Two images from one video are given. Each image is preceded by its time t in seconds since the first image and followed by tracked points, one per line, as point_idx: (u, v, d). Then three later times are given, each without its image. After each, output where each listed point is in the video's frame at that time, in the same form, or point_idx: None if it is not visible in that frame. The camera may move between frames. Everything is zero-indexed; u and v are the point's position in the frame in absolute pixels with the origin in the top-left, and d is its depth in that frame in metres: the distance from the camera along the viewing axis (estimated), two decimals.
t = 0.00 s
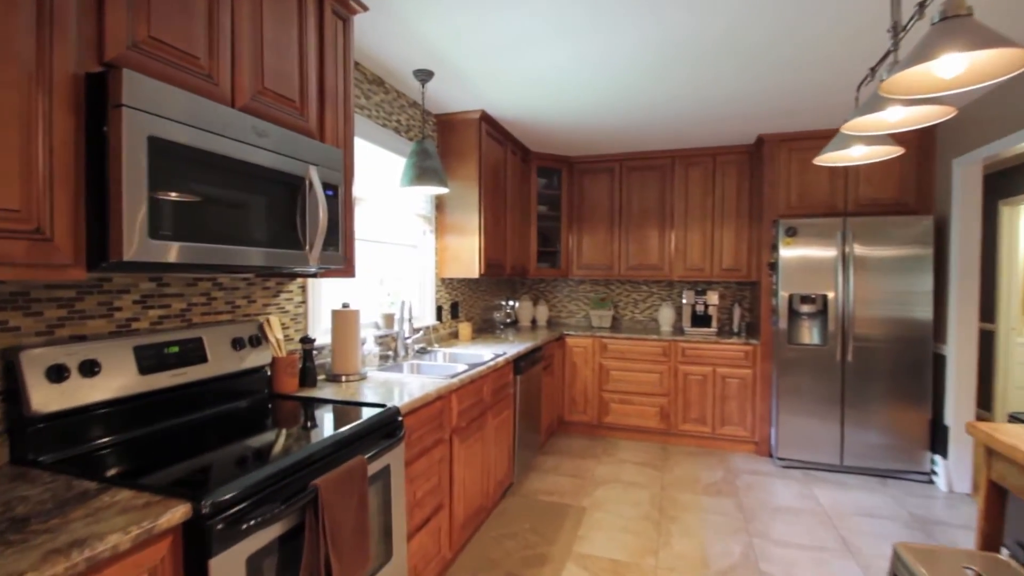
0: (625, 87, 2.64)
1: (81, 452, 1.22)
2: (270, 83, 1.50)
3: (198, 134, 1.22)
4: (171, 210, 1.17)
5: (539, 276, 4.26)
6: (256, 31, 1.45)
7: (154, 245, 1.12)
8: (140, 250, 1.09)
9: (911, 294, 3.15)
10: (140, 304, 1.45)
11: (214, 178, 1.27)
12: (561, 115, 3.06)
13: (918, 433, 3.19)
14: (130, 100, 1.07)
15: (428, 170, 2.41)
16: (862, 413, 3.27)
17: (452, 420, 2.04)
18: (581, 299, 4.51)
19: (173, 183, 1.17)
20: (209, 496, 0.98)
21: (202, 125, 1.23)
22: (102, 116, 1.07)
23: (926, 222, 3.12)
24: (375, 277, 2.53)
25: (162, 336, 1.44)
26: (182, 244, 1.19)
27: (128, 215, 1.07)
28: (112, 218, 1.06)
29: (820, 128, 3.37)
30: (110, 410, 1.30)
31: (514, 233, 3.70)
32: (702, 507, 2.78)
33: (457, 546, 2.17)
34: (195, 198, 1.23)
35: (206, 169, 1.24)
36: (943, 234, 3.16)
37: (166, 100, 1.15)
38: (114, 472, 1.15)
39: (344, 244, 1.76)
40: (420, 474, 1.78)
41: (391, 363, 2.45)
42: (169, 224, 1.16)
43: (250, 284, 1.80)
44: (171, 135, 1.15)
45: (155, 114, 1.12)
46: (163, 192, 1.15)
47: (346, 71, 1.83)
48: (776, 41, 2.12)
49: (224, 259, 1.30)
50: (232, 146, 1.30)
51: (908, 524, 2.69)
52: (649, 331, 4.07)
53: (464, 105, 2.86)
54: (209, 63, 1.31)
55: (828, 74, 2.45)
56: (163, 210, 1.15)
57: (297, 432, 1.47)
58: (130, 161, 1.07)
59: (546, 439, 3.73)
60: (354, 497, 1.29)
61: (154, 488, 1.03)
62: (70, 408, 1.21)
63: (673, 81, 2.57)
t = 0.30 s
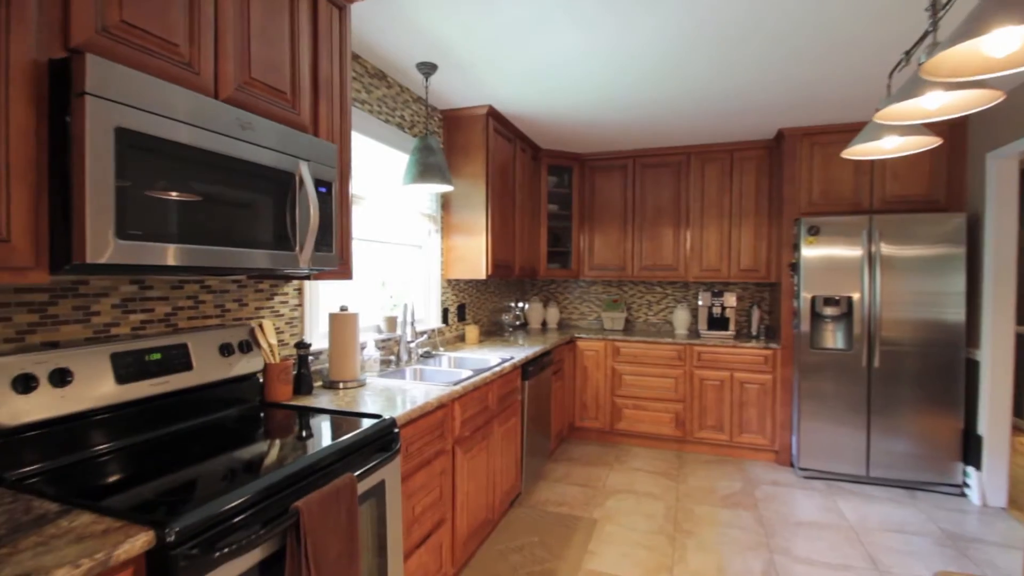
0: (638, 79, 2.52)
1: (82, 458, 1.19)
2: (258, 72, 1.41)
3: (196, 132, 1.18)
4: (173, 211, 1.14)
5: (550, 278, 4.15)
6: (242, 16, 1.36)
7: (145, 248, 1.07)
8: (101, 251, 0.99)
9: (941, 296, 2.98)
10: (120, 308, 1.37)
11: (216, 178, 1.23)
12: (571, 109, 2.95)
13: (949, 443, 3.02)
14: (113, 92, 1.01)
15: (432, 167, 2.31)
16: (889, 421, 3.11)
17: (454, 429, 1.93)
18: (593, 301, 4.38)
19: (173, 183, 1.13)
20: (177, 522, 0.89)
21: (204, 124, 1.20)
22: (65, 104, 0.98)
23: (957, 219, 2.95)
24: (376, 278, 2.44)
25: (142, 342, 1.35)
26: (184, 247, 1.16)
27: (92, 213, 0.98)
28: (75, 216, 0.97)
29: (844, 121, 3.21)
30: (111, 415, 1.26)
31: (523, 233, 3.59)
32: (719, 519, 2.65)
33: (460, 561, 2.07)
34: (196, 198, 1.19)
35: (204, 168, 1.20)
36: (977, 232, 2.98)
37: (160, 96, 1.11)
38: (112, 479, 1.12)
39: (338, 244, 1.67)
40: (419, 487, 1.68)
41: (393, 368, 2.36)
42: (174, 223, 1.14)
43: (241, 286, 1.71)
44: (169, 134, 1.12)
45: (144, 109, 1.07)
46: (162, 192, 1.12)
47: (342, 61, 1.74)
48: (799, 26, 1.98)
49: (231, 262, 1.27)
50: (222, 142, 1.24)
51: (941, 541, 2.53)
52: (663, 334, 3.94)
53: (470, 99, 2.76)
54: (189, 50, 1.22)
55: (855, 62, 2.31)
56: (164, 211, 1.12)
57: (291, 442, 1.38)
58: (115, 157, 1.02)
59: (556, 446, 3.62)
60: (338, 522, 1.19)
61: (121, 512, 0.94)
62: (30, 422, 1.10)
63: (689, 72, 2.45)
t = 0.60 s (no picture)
0: (648, 69, 2.40)
1: (72, 468, 1.15)
2: (236, 56, 1.29)
3: (191, 129, 1.12)
4: (168, 212, 1.09)
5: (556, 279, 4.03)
6: None
7: (136, 248, 1.01)
8: (46, 249, 0.87)
9: (969, 297, 2.83)
10: (85, 313, 1.25)
11: (209, 176, 1.17)
12: (577, 104, 2.82)
13: (978, 453, 2.86)
14: (80, 78, 0.93)
15: (431, 162, 2.19)
16: (914, 430, 2.95)
17: (452, 441, 1.80)
18: (601, 303, 4.25)
19: (165, 182, 1.08)
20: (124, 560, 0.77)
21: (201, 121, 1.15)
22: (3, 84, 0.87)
23: (986, 217, 2.79)
24: (373, 280, 2.33)
25: (109, 350, 1.24)
26: (181, 248, 1.11)
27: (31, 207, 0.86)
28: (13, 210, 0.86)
29: (864, 115, 3.06)
30: (101, 423, 1.21)
31: (528, 233, 3.47)
32: (735, 534, 2.51)
33: None
34: (190, 198, 1.14)
35: (191, 165, 1.13)
36: (1007, 229, 2.83)
37: (151, 90, 1.05)
38: (100, 492, 1.08)
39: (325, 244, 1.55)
40: (414, 505, 1.56)
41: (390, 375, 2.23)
42: (171, 223, 1.09)
43: (223, 290, 1.59)
44: (161, 129, 1.06)
45: (129, 101, 1.00)
46: (154, 192, 1.06)
47: (332, 49, 1.63)
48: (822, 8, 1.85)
49: (229, 263, 1.21)
50: (198, 133, 1.14)
51: (973, 557, 2.38)
52: (674, 337, 3.80)
53: (472, 93, 2.65)
54: (157, 30, 1.11)
55: (881, 48, 2.17)
56: (159, 212, 1.07)
57: (276, 458, 1.27)
58: (94, 153, 0.95)
59: (562, 454, 3.49)
60: (315, 556, 1.07)
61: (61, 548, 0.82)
62: None
63: (701, 62, 2.31)
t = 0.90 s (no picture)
0: (653, 61, 2.27)
1: (59, 477, 1.10)
2: (200, 37, 1.17)
3: (187, 126, 1.08)
4: (162, 212, 1.05)
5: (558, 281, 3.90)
6: None
7: (118, 249, 0.96)
8: None
9: (992, 299, 2.69)
10: (34, 320, 1.14)
11: (197, 175, 1.11)
12: (579, 98, 2.70)
13: (1001, 463, 2.71)
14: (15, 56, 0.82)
15: (423, 158, 2.03)
16: (933, 439, 2.80)
17: (444, 455, 1.68)
18: (604, 305, 4.12)
19: (152, 180, 1.03)
20: None
21: (199, 118, 1.12)
22: None
23: (1010, 214, 2.65)
24: (363, 281, 2.21)
25: (61, 360, 1.13)
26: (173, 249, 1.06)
27: None
28: None
29: (880, 108, 2.93)
30: (92, 430, 1.17)
31: (528, 233, 3.35)
32: (745, 550, 2.38)
33: None
34: (178, 198, 1.08)
35: (169, 161, 1.06)
36: None
37: (125, 79, 0.98)
38: (85, 502, 1.02)
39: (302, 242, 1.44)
40: (399, 526, 1.44)
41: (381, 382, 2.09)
42: (165, 224, 1.05)
43: (195, 293, 1.48)
44: (152, 125, 1.02)
45: (116, 95, 0.96)
46: (141, 190, 1.02)
47: (312, 34, 1.52)
48: None
49: (220, 265, 1.15)
50: (155, 119, 1.03)
51: None
52: (680, 341, 3.67)
53: (468, 87, 2.53)
54: (105, 4, 0.99)
55: (903, 35, 2.04)
56: (149, 211, 1.03)
57: (255, 473, 1.17)
58: (74, 147, 0.91)
59: (564, 462, 3.37)
60: None
61: None
62: None
63: (709, 51, 2.19)
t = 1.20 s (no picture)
0: (654, 52, 2.16)
1: (36, 489, 1.05)
2: (150, 16, 1.05)
3: (164, 120, 1.02)
4: (147, 211, 1.00)
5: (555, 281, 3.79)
6: None
7: (94, 251, 0.90)
8: None
9: (1007, 302, 2.57)
10: None
11: (149, 167, 1.00)
12: (576, 93, 2.58)
13: (1017, 473, 2.60)
14: None
15: (409, 151, 1.93)
16: (945, 447, 2.69)
17: (429, 469, 1.56)
18: (603, 307, 4.00)
19: (130, 178, 0.97)
20: None
21: (158, 107, 1.02)
22: None
23: None
24: (347, 283, 2.09)
25: None
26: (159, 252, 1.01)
27: None
28: None
29: (889, 102, 2.81)
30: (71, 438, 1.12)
31: (523, 232, 3.23)
32: (750, 566, 2.26)
33: None
34: (158, 196, 1.02)
35: (128, 153, 0.96)
36: None
37: (55, 58, 0.86)
38: (62, 515, 0.98)
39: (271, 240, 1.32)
40: (378, 550, 1.32)
41: (365, 390, 1.97)
42: (149, 226, 1.00)
43: (155, 296, 1.36)
44: (132, 121, 0.96)
45: (101, 93, 0.92)
46: (118, 188, 0.95)
47: (284, 16, 1.40)
48: None
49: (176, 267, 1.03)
50: (94, 104, 0.91)
51: None
52: (681, 343, 3.55)
53: (460, 80, 2.41)
54: None
55: (919, 23, 1.92)
56: (132, 211, 0.97)
57: (221, 492, 1.07)
58: (41, 142, 0.84)
59: (560, 469, 3.25)
60: None
61: None
62: None
63: (713, 41, 2.07)
